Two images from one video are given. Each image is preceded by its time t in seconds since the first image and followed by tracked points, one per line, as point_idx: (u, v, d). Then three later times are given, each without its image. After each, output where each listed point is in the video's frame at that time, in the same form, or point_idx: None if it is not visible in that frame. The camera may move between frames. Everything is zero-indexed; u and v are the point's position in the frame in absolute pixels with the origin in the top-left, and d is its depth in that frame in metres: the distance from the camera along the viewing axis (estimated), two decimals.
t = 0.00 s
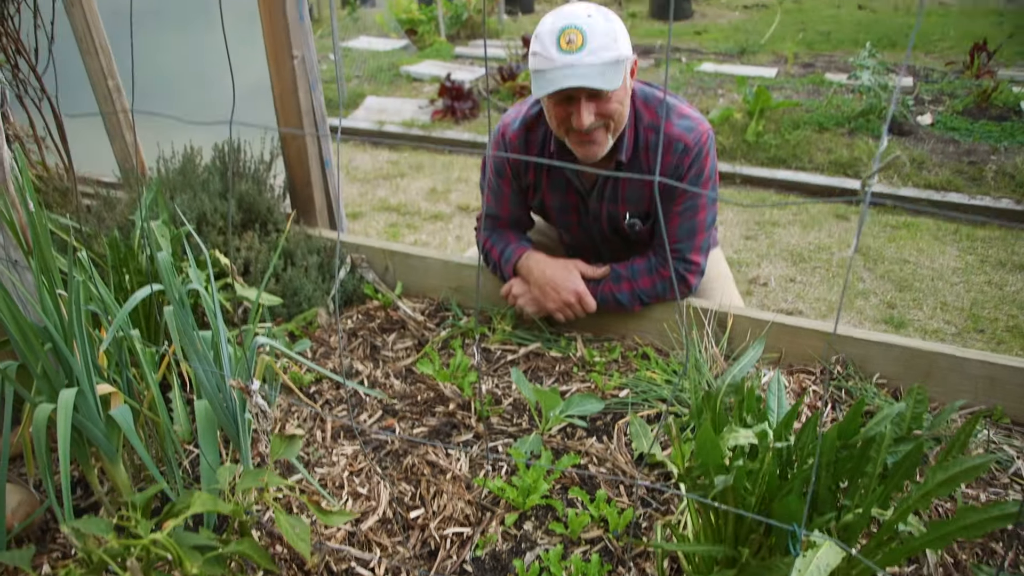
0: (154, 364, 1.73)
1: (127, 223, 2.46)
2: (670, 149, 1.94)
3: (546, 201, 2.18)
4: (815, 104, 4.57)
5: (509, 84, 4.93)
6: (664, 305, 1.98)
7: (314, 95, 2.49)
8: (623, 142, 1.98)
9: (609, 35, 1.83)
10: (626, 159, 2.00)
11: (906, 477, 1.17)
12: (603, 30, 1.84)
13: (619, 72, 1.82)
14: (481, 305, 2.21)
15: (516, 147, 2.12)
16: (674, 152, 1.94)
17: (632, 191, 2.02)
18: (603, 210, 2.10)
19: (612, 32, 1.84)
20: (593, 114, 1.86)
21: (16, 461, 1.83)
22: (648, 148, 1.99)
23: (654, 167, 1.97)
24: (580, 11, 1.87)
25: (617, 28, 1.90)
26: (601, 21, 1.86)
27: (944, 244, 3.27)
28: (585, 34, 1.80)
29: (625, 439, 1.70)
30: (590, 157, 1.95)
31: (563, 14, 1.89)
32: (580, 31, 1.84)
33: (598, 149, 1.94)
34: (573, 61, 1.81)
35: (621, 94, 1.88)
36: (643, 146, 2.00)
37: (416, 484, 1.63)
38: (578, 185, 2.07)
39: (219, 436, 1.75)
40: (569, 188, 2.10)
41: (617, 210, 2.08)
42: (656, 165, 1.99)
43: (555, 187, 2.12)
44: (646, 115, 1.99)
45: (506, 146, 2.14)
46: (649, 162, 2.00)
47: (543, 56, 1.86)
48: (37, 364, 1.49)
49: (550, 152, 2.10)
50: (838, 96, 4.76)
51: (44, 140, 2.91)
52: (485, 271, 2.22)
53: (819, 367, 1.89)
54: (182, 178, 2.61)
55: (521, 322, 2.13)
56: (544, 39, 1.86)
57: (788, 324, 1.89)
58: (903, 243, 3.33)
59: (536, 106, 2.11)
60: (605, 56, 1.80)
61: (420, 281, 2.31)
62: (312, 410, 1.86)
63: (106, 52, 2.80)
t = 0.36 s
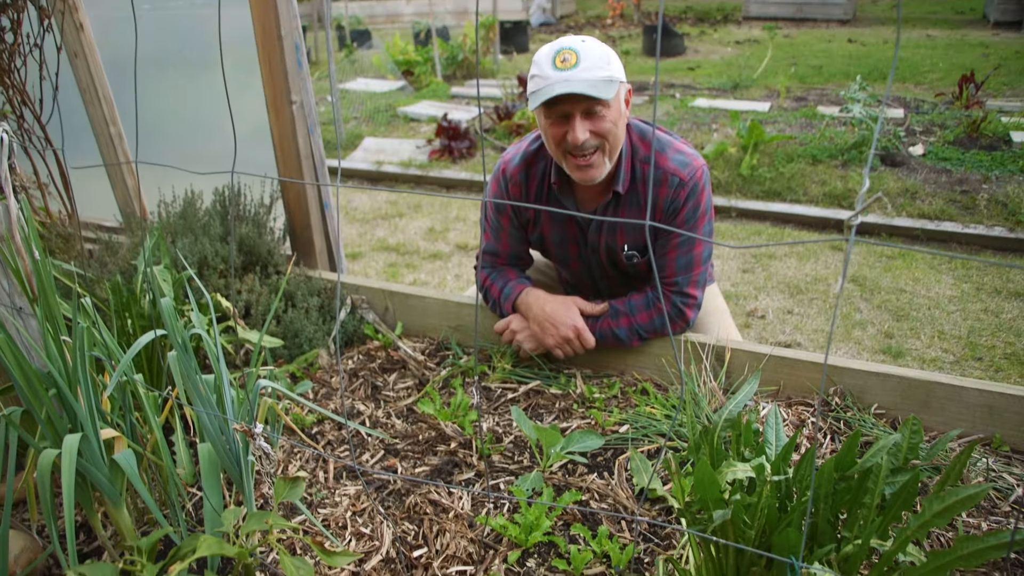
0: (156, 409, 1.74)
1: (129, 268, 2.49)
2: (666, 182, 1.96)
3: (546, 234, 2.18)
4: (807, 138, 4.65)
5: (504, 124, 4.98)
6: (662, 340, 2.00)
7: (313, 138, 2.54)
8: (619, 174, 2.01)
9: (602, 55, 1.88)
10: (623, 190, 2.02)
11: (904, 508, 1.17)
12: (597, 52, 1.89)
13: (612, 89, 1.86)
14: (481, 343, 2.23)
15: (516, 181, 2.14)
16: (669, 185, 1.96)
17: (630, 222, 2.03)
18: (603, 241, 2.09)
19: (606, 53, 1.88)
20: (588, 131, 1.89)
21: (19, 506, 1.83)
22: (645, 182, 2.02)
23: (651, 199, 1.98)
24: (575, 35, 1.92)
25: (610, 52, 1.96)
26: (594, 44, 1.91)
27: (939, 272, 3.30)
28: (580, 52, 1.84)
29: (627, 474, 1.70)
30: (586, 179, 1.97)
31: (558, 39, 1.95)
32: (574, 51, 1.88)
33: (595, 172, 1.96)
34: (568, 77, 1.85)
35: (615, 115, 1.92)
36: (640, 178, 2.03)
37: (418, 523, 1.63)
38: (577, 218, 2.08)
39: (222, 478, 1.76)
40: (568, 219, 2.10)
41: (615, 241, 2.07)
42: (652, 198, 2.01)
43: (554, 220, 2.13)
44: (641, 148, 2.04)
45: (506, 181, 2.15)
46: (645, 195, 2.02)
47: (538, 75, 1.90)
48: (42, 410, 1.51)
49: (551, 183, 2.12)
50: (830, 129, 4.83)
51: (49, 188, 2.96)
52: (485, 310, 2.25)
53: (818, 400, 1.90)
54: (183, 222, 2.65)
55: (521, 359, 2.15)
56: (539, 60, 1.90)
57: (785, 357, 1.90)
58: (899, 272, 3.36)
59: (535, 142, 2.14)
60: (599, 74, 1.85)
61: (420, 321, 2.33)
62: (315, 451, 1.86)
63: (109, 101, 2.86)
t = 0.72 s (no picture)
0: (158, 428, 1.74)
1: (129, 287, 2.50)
2: (666, 199, 1.97)
3: (546, 251, 2.18)
4: (805, 153, 4.68)
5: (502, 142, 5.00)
6: (663, 356, 2.00)
7: (313, 157, 2.56)
8: (620, 190, 2.02)
9: (605, 63, 1.91)
10: (623, 205, 2.03)
11: (909, 523, 1.17)
12: (600, 60, 1.92)
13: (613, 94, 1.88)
14: (483, 361, 2.23)
15: (516, 199, 2.15)
16: (669, 202, 1.97)
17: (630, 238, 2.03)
18: (603, 257, 2.10)
19: (609, 62, 1.91)
20: (588, 134, 1.92)
21: (20, 526, 1.82)
22: (645, 199, 2.03)
23: (651, 215, 2.00)
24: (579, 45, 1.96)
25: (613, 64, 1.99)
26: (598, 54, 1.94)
27: (938, 287, 3.31)
28: (583, 57, 1.87)
29: (629, 492, 1.69)
30: (586, 185, 1.96)
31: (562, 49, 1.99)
32: (578, 58, 1.91)
33: (595, 178, 1.96)
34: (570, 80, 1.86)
35: (615, 124, 1.94)
36: (640, 195, 2.05)
37: (421, 542, 1.62)
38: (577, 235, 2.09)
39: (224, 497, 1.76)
40: (569, 236, 2.11)
41: (616, 256, 2.08)
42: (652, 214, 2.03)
43: (554, 238, 2.14)
44: (641, 165, 2.05)
45: (506, 199, 2.16)
46: (646, 212, 2.03)
47: (541, 78, 1.92)
48: (44, 431, 1.51)
49: (551, 199, 2.13)
50: (827, 144, 4.87)
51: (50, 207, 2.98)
52: (486, 327, 2.26)
53: (819, 416, 1.90)
54: (184, 241, 2.66)
55: (522, 377, 2.15)
56: (543, 65, 1.93)
57: (785, 373, 1.90)
58: (899, 287, 3.37)
59: (535, 160, 2.15)
60: (601, 79, 1.87)
61: (421, 339, 2.34)
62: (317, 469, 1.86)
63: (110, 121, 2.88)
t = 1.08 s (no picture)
0: (156, 425, 1.72)
1: (126, 283, 2.48)
2: (666, 199, 1.95)
3: (546, 251, 2.17)
4: (805, 151, 4.67)
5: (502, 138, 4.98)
6: (664, 355, 1.99)
7: (312, 153, 2.54)
8: (620, 196, 2.00)
9: (594, 100, 1.82)
10: (624, 209, 2.02)
11: (911, 523, 1.16)
12: (590, 94, 1.83)
13: (604, 137, 1.82)
14: (482, 359, 2.22)
15: (515, 198, 2.13)
16: (670, 202, 1.95)
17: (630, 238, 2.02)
18: (603, 259, 2.09)
19: (598, 95, 1.82)
20: (583, 177, 1.85)
21: (17, 524, 1.81)
22: (645, 200, 2.01)
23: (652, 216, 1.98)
24: (566, 75, 1.85)
25: (605, 85, 1.88)
26: (587, 83, 1.84)
27: (938, 285, 3.31)
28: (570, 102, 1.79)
29: (630, 490, 1.68)
30: (585, 212, 1.96)
31: (549, 75, 1.87)
32: (565, 96, 1.82)
33: (592, 204, 1.95)
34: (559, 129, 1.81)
35: (610, 155, 1.87)
36: (640, 198, 2.02)
37: (421, 540, 1.61)
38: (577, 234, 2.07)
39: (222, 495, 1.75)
40: (568, 236, 2.09)
41: (615, 258, 2.07)
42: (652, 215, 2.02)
43: (553, 237, 2.12)
44: (642, 166, 2.02)
45: (505, 197, 2.15)
46: (647, 213, 2.02)
47: (530, 123, 1.86)
48: (40, 428, 1.49)
49: (548, 205, 2.11)
50: (827, 142, 4.86)
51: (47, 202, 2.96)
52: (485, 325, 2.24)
53: (820, 414, 1.90)
54: (181, 237, 2.64)
55: (522, 375, 2.14)
56: (532, 105, 1.85)
57: (786, 371, 1.89)
58: (899, 285, 3.37)
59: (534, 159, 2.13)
60: (591, 122, 1.80)
61: (420, 335, 2.33)
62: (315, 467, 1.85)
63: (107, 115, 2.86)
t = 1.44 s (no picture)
0: (153, 415, 1.71)
1: (124, 273, 2.46)
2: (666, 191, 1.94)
3: (545, 244, 2.15)
4: (808, 144, 4.64)
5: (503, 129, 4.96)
6: (664, 348, 1.98)
7: (312, 143, 2.52)
8: (619, 187, 1.97)
9: (595, 84, 1.81)
10: (623, 203, 1.99)
11: (915, 521, 1.14)
12: (590, 78, 1.82)
13: (606, 120, 1.81)
14: (482, 351, 2.21)
15: (513, 189, 2.11)
16: (670, 194, 1.93)
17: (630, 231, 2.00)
18: (602, 253, 2.07)
19: (598, 78, 1.81)
20: (586, 162, 1.84)
21: (13, 514, 1.80)
22: (645, 192, 1.98)
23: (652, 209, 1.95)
24: (565, 62, 1.84)
25: (604, 71, 1.88)
26: (587, 69, 1.84)
27: (941, 280, 3.29)
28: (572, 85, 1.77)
29: (630, 484, 1.68)
30: (588, 201, 1.94)
31: (547, 64, 1.87)
32: (567, 79, 1.81)
33: (594, 193, 1.92)
34: (561, 112, 1.79)
35: (612, 139, 1.87)
36: (640, 189, 1.99)
37: (419, 533, 1.60)
38: (577, 226, 2.05)
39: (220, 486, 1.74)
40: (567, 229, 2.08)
41: (614, 252, 2.05)
42: (651, 208, 2.00)
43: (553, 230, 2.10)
44: (641, 159, 1.99)
45: (503, 189, 2.13)
46: (647, 206, 2.00)
47: (531, 107, 1.84)
48: (36, 417, 1.48)
49: (548, 196, 2.09)
50: (830, 135, 4.83)
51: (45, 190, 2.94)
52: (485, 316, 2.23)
53: (821, 409, 1.89)
54: (181, 226, 2.63)
55: (521, 368, 2.13)
56: (532, 90, 1.83)
57: (788, 366, 1.88)
58: (901, 279, 3.35)
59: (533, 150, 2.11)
60: (593, 105, 1.78)
61: (420, 327, 2.32)
62: (314, 458, 1.85)
63: (106, 103, 2.84)
